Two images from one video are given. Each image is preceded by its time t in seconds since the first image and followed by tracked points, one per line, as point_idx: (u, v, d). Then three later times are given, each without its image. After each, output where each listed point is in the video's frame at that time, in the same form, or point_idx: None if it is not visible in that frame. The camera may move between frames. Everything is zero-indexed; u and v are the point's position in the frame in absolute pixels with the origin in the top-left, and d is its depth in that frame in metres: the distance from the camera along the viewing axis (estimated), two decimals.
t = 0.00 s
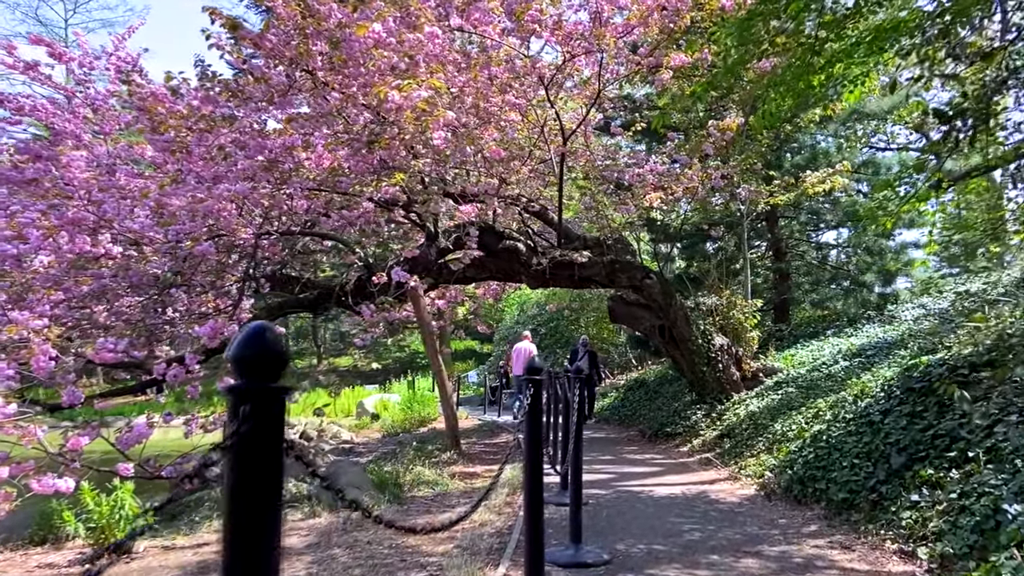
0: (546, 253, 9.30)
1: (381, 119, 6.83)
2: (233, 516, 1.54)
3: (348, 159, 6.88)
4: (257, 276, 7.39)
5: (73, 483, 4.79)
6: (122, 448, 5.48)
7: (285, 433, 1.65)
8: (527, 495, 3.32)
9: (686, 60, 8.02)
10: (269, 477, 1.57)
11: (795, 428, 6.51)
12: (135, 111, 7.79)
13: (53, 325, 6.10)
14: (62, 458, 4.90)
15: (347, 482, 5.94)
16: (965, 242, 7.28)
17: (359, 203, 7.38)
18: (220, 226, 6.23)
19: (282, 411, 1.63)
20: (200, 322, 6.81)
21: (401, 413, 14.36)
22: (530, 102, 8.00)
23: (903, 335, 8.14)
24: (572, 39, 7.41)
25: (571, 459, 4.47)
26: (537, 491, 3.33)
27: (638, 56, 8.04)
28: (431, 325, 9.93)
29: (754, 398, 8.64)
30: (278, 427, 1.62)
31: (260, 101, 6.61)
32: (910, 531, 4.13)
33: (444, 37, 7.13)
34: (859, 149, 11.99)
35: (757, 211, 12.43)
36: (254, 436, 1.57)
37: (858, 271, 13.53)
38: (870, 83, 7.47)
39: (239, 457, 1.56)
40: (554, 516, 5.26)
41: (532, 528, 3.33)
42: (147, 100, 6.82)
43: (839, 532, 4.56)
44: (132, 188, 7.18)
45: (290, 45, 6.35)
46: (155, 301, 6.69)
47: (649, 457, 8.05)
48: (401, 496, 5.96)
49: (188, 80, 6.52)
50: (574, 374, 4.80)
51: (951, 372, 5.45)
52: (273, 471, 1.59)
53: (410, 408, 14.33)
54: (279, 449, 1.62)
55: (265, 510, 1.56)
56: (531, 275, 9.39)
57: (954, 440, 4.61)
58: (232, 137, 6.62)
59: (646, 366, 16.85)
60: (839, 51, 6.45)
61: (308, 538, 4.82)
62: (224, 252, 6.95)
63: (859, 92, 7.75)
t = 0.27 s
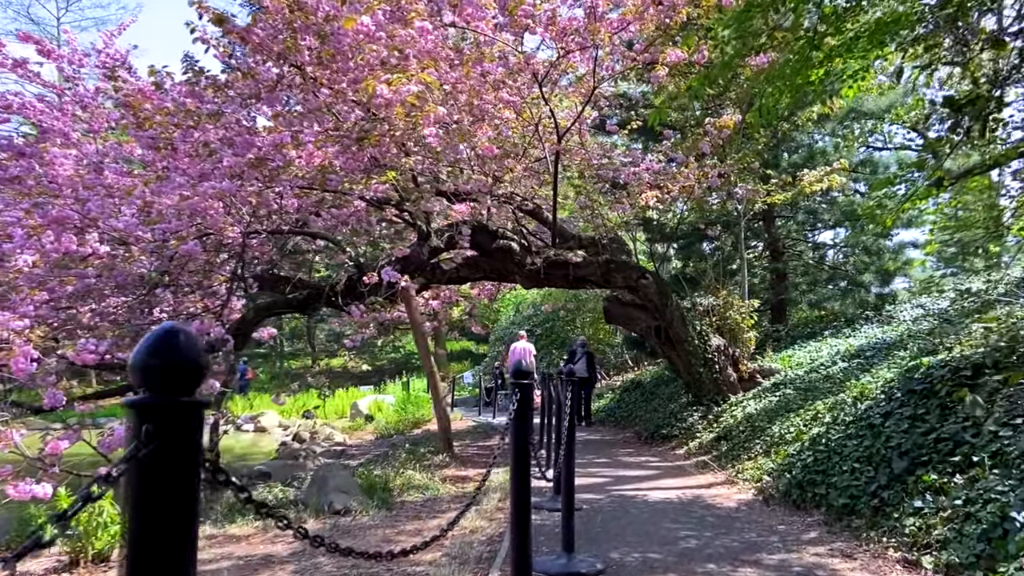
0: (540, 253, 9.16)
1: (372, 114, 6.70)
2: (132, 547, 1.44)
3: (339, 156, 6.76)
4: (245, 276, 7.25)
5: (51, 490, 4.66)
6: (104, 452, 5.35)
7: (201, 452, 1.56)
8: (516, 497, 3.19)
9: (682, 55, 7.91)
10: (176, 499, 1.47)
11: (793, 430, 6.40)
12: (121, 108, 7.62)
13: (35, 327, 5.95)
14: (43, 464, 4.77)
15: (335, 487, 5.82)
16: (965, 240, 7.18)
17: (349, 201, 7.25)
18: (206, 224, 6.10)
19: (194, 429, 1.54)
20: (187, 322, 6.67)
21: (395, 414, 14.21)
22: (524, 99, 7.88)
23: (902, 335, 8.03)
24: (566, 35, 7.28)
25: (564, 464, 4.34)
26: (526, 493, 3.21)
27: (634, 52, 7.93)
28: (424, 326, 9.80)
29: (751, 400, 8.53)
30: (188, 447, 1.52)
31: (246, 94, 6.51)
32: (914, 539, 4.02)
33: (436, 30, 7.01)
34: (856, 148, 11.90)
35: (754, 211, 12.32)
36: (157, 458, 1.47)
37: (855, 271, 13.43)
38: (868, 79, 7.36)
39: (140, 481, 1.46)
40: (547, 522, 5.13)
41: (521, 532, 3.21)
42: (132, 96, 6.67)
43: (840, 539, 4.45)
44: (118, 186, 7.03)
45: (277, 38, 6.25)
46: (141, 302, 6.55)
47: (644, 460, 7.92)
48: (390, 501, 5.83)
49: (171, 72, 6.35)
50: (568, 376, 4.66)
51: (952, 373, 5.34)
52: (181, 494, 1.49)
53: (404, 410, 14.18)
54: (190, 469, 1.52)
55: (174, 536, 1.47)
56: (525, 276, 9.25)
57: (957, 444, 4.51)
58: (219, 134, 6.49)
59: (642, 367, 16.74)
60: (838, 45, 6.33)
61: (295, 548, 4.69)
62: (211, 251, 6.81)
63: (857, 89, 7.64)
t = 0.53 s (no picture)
0: (535, 252, 9.00)
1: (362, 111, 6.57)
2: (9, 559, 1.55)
3: (328, 153, 6.62)
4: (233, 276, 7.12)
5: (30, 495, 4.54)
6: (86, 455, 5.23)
7: (79, 470, 1.64)
8: (502, 502, 3.07)
9: (678, 52, 7.78)
10: (53, 513, 1.58)
11: (791, 432, 6.29)
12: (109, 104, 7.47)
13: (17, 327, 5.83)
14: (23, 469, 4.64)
15: (324, 492, 5.70)
16: (966, 239, 7.06)
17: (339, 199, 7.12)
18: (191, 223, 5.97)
19: (71, 450, 1.61)
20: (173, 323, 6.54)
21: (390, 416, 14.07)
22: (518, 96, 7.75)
23: (902, 337, 7.92)
24: (561, 31, 7.12)
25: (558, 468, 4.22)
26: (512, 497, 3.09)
27: (630, 49, 7.80)
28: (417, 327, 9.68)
29: (749, 401, 8.42)
30: (64, 468, 1.60)
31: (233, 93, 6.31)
32: (917, 547, 3.92)
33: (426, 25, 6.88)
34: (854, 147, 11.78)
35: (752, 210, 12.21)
36: (31, 478, 1.56)
37: (854, 270, 13.32)
38: (869, 76, 7.23)
39: (15, 500, 1.56)
40: (540, 528, 5.01)
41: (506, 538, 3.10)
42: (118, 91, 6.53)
43: (841, 546, 4.34)
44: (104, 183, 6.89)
45: (266, 34, 6.06)
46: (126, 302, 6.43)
47: (641, 463, 7.81)
48: (379, 506, 5.72)
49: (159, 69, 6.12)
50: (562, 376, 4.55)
51: (955, 375, 5.24)
52: (58, 507, 1.59)
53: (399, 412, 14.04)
54: (67, 487, 1.61)
55: (52, 546, 1.57)
56: (520, 276, 9.10)
57: (961, 448, 4.41)
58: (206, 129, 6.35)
59: (639, 368, 16.61)
60: (838, 39, 6.19)
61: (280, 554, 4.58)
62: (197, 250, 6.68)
63: (857, 86, 7.51)
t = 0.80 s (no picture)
0: (533, 252, 8.86)
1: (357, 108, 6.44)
2: None
3: (322, 151, 6.50)
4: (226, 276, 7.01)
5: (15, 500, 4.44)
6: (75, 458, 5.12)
7: None
8: (494, 505, 2.94)
9: (678, 48, 7.64)
10: None
11: (793, 435, 6.17)
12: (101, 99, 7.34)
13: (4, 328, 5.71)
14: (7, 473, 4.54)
15: (317, 496, 5.58)
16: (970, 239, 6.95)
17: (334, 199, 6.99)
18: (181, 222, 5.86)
19: None
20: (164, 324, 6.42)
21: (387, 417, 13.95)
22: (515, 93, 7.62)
23: (905, 337, 7.80)
24: (559, 26, 7.00)
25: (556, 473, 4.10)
26: (504, 501, 2.96)
27: (629, 44, 7.67)
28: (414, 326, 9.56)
29: (749, 402, 8.31)
30: None
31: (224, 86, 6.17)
32: (927, 555, 3.81)
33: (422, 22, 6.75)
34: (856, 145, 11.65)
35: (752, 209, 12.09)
36: None
37: (855, 270, 13.21)
38: (871, 72, 7.11)
39: None
40: (537, 535, 4.91)
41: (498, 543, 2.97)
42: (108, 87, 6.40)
43: (848, 553, 4.24)
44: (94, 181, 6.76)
45: (257, 28, 5.97)
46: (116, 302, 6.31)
47: (640, 465, 7.70)
48: (373, 510, 5.61)
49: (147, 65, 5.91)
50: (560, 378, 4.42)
51: (962, 377, 5.13)
52: None
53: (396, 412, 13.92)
54: None
55: None
56: (518, 275, 8.98)
57: (970, 452, 4.31)
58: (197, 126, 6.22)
59: (638, 368, 16.50)
60: (842, 35, 6.07)
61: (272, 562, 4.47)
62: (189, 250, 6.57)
63: (860, 82, 7.39)
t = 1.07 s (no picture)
0: (534, 251, 8.75)
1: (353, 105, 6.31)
2: None
3: (319, 149, 6.37)
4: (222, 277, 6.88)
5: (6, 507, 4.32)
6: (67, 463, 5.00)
7: None
8: (490, 512, 2.77)
9: (680, 45, 7.52)
10: None
11: (799, 438, 6.05)
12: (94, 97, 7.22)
13: None
14: None
15: (312, 502, 5.47)
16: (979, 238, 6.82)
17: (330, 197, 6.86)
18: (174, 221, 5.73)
19: None
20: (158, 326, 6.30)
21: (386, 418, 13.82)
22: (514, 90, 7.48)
23: (911, 338, 7.68)
24: (559, 22, 6.86)
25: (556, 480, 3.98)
26: (501, 507, 2.80)
27: (630, 40, 7.53)
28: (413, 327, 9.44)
29: (753, 405, 8.19)
30: None
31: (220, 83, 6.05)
32: (941, 564, 3.70)
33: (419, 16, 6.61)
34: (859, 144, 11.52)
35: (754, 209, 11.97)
36: None
37: (859, 270, 13.08)
38: (876, 68, 6.98)
39: None
40: (538, 543, 4.80)
41: (496, 553, 2.81)
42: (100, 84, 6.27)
43: (858, 562, 4.13)
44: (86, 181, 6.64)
45: (252, 23, 5.78)
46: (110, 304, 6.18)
47: (642, 469, 7.57)
48: (371, 517, 5.50)
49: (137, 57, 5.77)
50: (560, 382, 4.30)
51: (972, 379, 5.02)
52: None
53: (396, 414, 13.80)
54: None
55: None
56: (518, 275, 8.87)
57: (984, 457, 4.21)
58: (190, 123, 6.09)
59: (639, 369, 16.38)
60: (849, 29, 5.94)
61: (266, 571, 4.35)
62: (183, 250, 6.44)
63: (866, 79, 7.26)
